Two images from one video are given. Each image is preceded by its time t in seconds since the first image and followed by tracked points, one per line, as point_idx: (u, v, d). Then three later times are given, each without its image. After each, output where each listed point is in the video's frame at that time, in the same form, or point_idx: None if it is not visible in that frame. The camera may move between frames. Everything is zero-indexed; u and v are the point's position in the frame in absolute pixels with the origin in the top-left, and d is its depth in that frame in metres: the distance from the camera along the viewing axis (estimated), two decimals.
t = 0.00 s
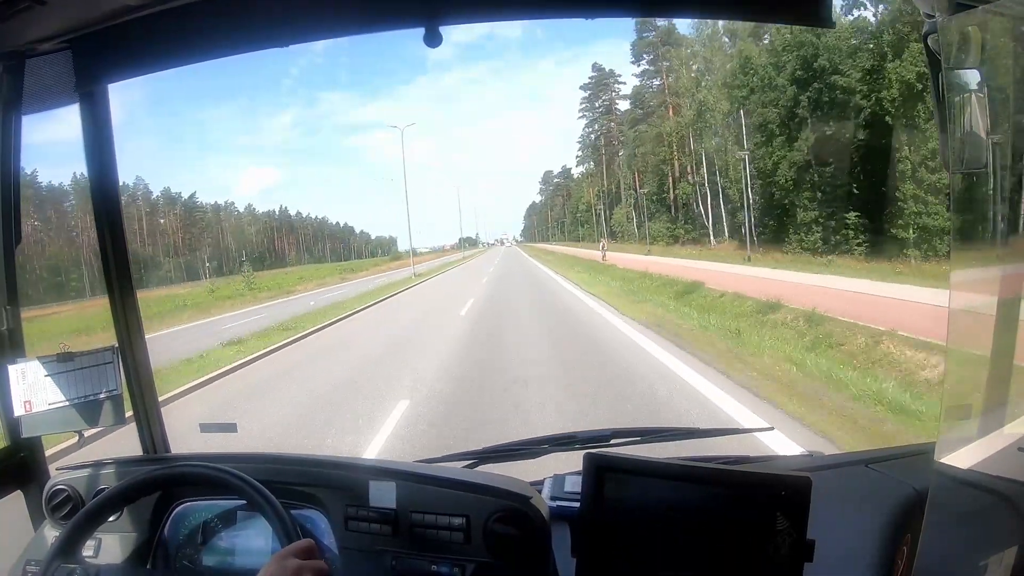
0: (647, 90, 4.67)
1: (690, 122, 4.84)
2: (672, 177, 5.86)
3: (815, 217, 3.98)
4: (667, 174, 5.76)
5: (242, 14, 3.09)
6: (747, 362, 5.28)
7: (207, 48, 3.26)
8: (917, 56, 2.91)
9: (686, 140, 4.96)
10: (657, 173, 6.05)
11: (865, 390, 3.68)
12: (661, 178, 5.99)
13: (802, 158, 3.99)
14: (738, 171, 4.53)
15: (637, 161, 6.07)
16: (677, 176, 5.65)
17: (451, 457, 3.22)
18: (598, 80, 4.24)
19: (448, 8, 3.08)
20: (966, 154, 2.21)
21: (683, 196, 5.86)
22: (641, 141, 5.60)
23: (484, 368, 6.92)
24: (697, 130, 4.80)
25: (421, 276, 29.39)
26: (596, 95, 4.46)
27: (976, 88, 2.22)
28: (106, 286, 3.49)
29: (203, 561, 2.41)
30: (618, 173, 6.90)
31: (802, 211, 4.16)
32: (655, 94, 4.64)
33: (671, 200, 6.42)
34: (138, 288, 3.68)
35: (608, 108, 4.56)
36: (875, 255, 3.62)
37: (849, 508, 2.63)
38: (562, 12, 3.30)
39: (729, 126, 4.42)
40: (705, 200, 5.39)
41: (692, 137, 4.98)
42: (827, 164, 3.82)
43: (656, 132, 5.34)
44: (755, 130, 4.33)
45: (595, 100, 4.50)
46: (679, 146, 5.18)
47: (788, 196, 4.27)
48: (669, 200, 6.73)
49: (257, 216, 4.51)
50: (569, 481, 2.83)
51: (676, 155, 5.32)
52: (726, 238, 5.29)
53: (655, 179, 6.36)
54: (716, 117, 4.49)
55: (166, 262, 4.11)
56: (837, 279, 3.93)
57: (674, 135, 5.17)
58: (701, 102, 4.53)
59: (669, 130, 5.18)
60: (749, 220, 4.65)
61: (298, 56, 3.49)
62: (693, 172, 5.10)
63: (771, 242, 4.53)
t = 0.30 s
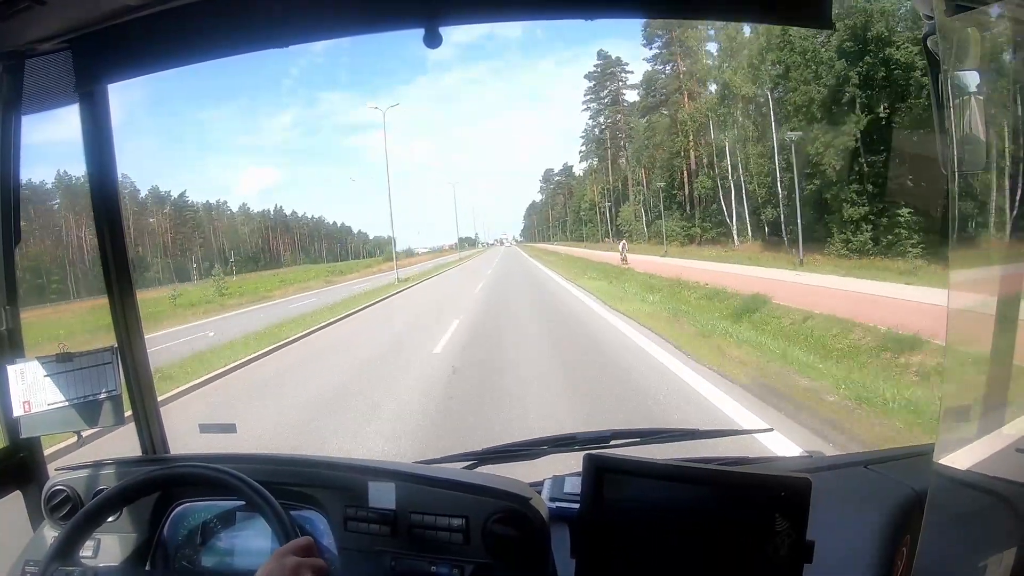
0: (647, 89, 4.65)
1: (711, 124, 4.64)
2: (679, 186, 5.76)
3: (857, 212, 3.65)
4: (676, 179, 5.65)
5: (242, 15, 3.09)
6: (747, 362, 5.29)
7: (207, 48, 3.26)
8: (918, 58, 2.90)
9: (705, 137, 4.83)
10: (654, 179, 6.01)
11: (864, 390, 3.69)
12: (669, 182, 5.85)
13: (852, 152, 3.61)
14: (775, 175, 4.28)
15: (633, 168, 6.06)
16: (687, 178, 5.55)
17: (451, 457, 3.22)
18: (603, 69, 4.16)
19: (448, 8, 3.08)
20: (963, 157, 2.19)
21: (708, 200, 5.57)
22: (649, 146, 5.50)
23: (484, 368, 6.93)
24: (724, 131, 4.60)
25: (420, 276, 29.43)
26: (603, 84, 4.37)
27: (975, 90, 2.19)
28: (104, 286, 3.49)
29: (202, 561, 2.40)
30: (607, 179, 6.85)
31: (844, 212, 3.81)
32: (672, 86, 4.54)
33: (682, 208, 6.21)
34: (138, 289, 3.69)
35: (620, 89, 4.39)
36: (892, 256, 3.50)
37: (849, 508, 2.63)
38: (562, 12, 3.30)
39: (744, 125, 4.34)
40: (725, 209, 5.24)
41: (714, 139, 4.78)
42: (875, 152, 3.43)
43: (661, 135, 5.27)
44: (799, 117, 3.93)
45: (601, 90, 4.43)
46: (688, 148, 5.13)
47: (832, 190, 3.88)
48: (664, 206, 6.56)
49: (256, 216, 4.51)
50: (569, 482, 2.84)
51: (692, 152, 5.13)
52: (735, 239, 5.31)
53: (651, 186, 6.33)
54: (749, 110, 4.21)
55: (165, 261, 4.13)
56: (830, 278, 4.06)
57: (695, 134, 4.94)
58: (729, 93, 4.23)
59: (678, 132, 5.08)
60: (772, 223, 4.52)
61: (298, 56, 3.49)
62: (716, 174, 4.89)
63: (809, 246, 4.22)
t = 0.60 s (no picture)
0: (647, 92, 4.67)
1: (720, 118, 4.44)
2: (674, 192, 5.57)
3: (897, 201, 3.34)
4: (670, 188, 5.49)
5: (242, 16, 3.09)
6: (746, 362, 5.30)
7: (207, 48, 3.26)
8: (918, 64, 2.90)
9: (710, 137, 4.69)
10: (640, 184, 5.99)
11: (864, 390, 3.69)
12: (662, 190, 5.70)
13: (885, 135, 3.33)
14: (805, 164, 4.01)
15: (623, 170, 5.95)
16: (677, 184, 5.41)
17: (449, 457, 3.22)
18: (611, 57, 3.92)
19: (448, 9, 3.08)
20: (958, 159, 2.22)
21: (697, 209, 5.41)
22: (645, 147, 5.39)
23: (483, 368, 6.94)
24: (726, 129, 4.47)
25: (420, 276, 29.48)
26: (609, 71, 4.16)
27: (975, 91, 2.19)
28: (104, 285, 3.49)
29: (201, 562, 2.40)
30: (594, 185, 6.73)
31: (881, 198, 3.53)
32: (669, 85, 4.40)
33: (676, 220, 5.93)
34: (137, 288, 3.70)
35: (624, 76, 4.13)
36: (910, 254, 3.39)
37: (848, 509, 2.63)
38: (562, 13, 3.30)
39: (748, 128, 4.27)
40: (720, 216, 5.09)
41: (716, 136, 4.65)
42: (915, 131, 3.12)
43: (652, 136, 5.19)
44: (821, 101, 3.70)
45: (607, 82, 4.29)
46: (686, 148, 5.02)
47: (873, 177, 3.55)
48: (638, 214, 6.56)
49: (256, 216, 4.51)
50: (568, 482, 2.84)
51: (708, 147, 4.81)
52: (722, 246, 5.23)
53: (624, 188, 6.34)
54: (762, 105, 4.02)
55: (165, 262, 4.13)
56: (837, 278, 4.02)
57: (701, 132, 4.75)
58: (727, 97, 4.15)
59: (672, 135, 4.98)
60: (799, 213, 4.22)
61: (298, 56, 3.49)
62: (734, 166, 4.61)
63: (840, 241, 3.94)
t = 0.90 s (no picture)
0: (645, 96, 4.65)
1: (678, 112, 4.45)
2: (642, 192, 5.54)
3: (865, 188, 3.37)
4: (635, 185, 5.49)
5: (241, 16, 3.10)
6: (746, 361, 5.31)
7: (206, 47, 3.26)
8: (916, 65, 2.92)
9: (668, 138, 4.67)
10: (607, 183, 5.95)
11: (863, 390, 3.69)
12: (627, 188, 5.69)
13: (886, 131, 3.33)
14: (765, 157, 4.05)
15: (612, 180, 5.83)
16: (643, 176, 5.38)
17: (449, 457, 3.22)
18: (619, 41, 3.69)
19: (447, 9, 3.08)
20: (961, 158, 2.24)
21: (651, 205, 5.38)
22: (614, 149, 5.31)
23: (482, 368, 6.96)
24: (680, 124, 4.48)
25: (420, 276, 29.48)
26: (617, 59, 3.89)
27: (974, 89, 2.21)
28: (103, 284, 3.49)
29: (200, 561, 2.40)
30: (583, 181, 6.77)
31: (865, 190, 3.58)
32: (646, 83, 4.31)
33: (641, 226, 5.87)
34: (135, 287, 3.69)
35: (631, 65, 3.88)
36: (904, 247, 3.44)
37: (847, 509, 2.64)
38: (561, 13, 3.30)
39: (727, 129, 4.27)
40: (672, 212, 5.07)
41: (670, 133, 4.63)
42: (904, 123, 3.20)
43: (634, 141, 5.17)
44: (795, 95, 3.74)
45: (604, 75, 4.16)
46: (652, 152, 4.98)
47: (849, 167, 3.63)
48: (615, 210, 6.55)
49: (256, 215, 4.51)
50: (568, 482, 2.84)
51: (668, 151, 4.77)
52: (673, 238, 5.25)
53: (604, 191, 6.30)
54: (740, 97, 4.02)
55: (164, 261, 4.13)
56: (834, 278, 4.03)
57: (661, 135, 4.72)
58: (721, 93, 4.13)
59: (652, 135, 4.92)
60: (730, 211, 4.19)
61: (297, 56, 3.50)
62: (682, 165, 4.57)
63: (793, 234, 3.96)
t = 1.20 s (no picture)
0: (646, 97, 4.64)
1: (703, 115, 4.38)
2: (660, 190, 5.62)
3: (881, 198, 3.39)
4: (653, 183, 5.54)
5: (240, 17, 3.10)
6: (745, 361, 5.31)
7: (206, 47, 3.26)
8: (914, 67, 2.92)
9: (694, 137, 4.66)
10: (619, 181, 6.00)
11: (862, 389, 3.69)
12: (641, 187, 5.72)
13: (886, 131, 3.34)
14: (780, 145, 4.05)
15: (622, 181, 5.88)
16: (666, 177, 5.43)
17: (448, 457, 3.22)
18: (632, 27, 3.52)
19: (447, 9, 3.08)
20: (960, 159, 2.20)
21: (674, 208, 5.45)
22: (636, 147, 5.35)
23: (482, 368, 6.95)
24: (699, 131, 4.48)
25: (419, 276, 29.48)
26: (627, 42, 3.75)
27: (973, 89, 2.21)
28: (103, 285, 3.49)
29: (200, 562, 2.40)
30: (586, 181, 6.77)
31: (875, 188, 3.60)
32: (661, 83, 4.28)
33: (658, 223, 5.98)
34: (135, 287, 3.69)
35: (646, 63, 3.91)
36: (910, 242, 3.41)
37: (848, 508, 2.63)
38: (561, 14, 3.30)
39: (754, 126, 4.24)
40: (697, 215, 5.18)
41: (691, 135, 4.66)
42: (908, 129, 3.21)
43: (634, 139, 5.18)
44: (820, 92, 3.74)
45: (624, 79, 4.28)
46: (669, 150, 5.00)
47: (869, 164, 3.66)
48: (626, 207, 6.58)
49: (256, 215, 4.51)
50: (568, 481, 2.83)
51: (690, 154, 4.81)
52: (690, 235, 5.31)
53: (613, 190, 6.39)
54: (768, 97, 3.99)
55: (164, 261, 4.13)
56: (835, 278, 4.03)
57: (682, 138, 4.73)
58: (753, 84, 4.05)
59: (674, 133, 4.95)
60: (762, 207, 4.36)
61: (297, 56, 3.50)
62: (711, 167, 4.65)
63: (822, 232, 4.07)
